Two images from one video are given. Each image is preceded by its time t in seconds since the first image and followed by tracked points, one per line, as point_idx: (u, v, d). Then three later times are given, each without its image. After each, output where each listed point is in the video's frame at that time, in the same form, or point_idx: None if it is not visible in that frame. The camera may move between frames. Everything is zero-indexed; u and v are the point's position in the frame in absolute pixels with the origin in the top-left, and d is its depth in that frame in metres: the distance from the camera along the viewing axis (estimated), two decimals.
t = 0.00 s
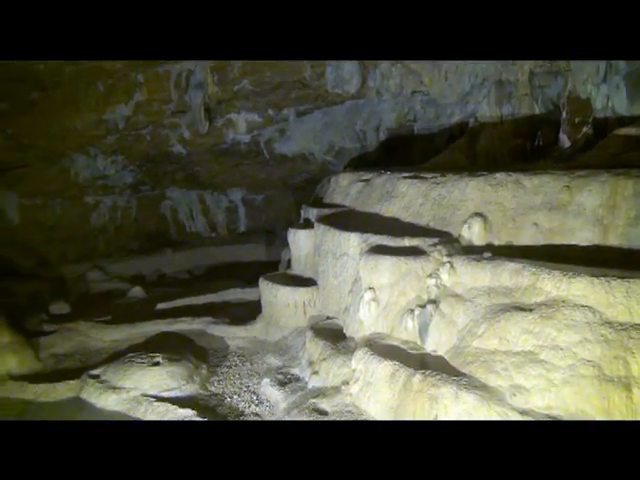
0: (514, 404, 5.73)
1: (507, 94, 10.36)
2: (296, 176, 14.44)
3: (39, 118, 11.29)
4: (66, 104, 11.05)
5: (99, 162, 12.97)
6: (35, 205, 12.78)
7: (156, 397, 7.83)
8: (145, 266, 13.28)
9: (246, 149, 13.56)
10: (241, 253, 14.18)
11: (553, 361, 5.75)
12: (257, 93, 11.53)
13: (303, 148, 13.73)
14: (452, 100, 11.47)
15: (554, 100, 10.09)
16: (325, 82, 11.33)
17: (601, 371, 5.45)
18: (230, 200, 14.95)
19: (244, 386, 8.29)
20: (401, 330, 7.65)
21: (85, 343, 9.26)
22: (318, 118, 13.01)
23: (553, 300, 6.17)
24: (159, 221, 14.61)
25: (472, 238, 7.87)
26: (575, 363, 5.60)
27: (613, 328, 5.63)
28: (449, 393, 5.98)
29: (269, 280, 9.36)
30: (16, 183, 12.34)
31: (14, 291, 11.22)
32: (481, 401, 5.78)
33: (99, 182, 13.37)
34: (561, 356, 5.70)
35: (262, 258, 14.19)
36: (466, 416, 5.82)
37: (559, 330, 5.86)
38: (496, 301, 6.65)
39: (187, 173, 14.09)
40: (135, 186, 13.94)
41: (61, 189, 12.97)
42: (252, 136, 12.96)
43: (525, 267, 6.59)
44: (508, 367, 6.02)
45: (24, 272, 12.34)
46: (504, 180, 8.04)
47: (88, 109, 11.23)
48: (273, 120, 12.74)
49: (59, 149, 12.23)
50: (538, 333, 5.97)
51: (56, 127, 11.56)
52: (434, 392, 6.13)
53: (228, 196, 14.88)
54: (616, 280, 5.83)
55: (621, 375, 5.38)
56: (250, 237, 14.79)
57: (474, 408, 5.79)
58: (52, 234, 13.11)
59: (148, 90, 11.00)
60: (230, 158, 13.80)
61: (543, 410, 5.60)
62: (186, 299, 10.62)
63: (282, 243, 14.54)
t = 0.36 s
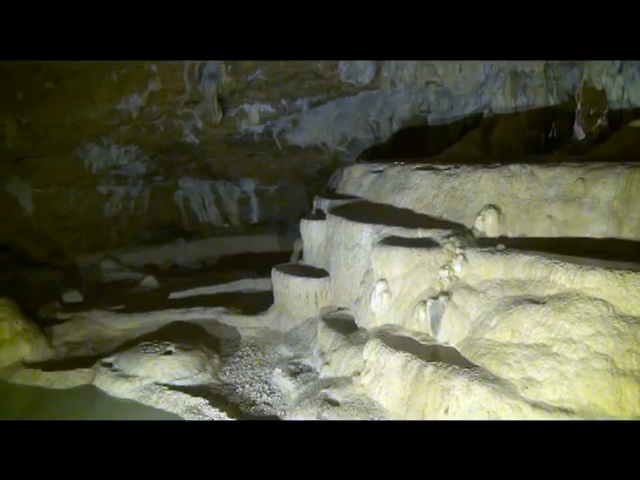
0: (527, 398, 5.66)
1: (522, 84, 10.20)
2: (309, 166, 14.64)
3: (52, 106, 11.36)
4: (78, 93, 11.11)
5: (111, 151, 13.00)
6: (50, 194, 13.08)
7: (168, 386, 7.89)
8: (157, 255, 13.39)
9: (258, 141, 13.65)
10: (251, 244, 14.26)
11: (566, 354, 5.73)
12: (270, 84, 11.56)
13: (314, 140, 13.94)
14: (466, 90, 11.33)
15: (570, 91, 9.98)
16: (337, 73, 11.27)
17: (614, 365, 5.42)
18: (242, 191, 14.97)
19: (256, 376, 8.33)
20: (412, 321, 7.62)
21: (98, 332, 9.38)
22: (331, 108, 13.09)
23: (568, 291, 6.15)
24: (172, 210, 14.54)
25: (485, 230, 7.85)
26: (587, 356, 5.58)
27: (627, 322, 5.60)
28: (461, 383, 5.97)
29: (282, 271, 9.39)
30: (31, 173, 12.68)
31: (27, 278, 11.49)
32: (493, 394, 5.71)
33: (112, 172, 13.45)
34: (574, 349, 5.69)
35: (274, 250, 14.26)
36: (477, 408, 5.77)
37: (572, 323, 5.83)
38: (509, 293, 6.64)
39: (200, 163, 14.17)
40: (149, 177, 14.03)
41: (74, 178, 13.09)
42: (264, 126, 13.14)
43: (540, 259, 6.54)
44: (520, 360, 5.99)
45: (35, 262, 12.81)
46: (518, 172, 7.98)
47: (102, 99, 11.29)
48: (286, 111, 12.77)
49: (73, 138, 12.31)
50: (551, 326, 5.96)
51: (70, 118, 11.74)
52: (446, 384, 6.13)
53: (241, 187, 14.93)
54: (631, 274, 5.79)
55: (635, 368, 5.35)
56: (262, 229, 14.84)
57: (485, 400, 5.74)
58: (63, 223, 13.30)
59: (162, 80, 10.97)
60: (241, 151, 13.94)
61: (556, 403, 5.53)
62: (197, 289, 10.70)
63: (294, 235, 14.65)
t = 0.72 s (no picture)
0: (536, 388, 5.68)
1: (533, 75, 10.12)
2: (319, 155, 14.45)
3: (61, 96, 11.46)
4: (86, 83, 11.17)
5: (120, 141, 13.06)
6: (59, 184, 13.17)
7: (177, 375, 7.96)
8: (164, 245, 13.48)
9: (267, 131, 13.63)
10: (258, 233, 14.28)
11: (576, 346, 5.71)
12: (280, 74, 11.57)
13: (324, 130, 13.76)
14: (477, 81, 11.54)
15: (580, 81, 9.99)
16: (347, 64, 11.31)
17: (625, 358, 5.43)
18: (251, 182, 14.94)
19: (264, 366, 8.36)
20: (421, 312, 7.62)
21: (108, 321, 9.47)
22: (340, 98, 12.92)
23: (577, 283, 6.13)
24: (181, 202, 14.69)
25: (496, 221, 7.70)
26: (597, 348, 5.57)
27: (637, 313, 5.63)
28: (470, 375, 5.98)
29: (291, 261, 9.41)
30: (41, 163, 12.77)
31: (37, 267, 11.53)
32: (502, 384, 5.73)
33: (121, 162, 13.49)
34: (584, 340, 5.68)
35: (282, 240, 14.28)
36: (487, 400, 5.79)
37: (581, 315, 5.82)
38: (520, 285, 6.60)
39: (209, 153, 14.15)
40: (158, 167, 14.03)
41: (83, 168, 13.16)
42: (273, 116, 13.06)
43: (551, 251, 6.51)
44: (529, 351, 5.98)
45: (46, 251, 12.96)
46: (529, 163, 7.92)
47: (111, 89, 11.34)
48: (295, 100, 12.69)
49: (81, 128, 12.38)
50: (561, 317, 5.93)
51: (79, 108, 11.81)
52: (455, 374, 6.12)
53: (250, 177, 14.86)
54: None
55: None
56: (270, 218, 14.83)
57: (494, 392, 5.77)
58: (73, 215, 13.47)
59: (171, 71, 10.97)
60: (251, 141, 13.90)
61: (566, 395, 5.52)
62: (206, 278, 10.79)
63: (303, 225, 14.57)
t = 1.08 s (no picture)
0: (546, 382, 5.69)
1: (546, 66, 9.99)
2: (329, 146, 14.30)
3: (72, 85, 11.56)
4: (97, 70, 11.19)
5: (131, 131, 13.11)
6: (70, 173, 13.21)
7: (188, 364, 8.03)
8: (176, 236, 13.63)
9: (279, 121, 13.63)
10: (270, 225, 14.36)
11: (587, 340, 5.69)
12: (291, 64, 11.59)
13: (336, 120, 13.69)
14: (490, 71, 11.54)
15: (593, 73, 9.83)
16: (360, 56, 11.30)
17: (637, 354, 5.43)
18: (263, 173, 14.82)
19: (274, 355, 8.40)
20: (432, 304, 7.62)
21: (119, 310, 9.56)
22: (353, 89, 12.96)
23: (589, 277, 6.07)
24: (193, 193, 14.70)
25: (508, 213, 7.74)
26: (606, 343, 5.57)
27: None
28: (479, 368, 5.97)
29: (301, 252, 9.43)
30: (52, 151, 12.83)
31: (48, 257, 11.64)
32: (511, 378, 5.75)
33: (133, 152, 13.56)
34: (595, 335, 5.66)
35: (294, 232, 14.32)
36: (497, 393, 5.80)
37: (593, 308, 5.78)
38: (531, 278, 6.57)
39: (220, 144, 14.12)
40: (170, 157, 14.07)
41: (94, 158, 13.26)
42: (285, 107, 13.09)
43: (563, 243, 6.46)
44: (540, 344, 5.97)
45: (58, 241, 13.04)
46: (541, 155, 7.85)
47: (122, 77, 11.39)
48: (307, 91, 12.70)
49: (92, 117, 12.47)
50: (572, 310, 5.90)
51: (91, 97, 11.87)
52: (465, 367, 6.13)
53: (261, 168, 14.76)
54: None
55: None
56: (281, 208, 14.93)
57: (506, 385, 5.77)
58: (85, 204, 13.47)
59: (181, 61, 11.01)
60: (263, 130, 13.85)
61: (577, 389, 5.55)
62: (217, 268, 10.86)
63: (314, 217, 14.58)
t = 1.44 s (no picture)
0: (556, 377, 5.69)
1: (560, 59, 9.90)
2: (341, 139, 14.45)
3: (86, 77, 11.49)
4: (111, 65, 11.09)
5: (144, 122, 13.18)
6: (84, 163, 13.26)
7: (200, 354, 8.09)
8: (190, 227, 13.74)
9: (292, 114, 13.66)
10: (282, 218, 14.40)
11: (599, 335, 5.66)
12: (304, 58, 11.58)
13: (350, 113, 13.75)
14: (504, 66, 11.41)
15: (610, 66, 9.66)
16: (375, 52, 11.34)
17: None
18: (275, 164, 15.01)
19: (285, 346, 8.45)
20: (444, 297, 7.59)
21: (131, 299, 9.64)
22: (366, 81, 12.99)
23: (602, 273, 6.06)
24: (205, 184, 14.80)
25: (521, 207, 7.67)
26: (619, 338, 5.52)
27: None
28: (491, 361, 5.99)
29: (312, 244, 9.46)
30: (66, 142, 12.80)
31: (61, 246, 11.70)
32: (524, 372, 5.74)
33: (146, 143, 13.62)
34: (608, 331, 5.61)
35: (304, 223, 14.34)
36: (507, 387, 5.81)
37: (607, 303, 5.76)
38: (544, 273, 6.54)
39: (234, 133, 14.12)
40: (182, 147, 14.12)
41: (107, 148, 13.32)
42: (299, 99, 13.16)
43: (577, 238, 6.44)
44: (553, 339, 5.96)
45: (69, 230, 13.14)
46: (556, 148, 7.77)
47: (136, 71, 11.38)
48: (320, 83, 12.78)
49: (107, 108, 12.49)
50: (586, 305, 5.88)
51: (104, 87, 11.85)
52: (476, 361, 6.14)
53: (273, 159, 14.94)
54: None
55: None
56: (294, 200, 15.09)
57: (515, 377, 5.79)
58: (95, 194, 13.61)
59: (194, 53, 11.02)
60: (275, 122, 13.90)
61: (589, 385, 5.52)
62: (229, 259, 10.93)
63: (326, 210, 14.60)
